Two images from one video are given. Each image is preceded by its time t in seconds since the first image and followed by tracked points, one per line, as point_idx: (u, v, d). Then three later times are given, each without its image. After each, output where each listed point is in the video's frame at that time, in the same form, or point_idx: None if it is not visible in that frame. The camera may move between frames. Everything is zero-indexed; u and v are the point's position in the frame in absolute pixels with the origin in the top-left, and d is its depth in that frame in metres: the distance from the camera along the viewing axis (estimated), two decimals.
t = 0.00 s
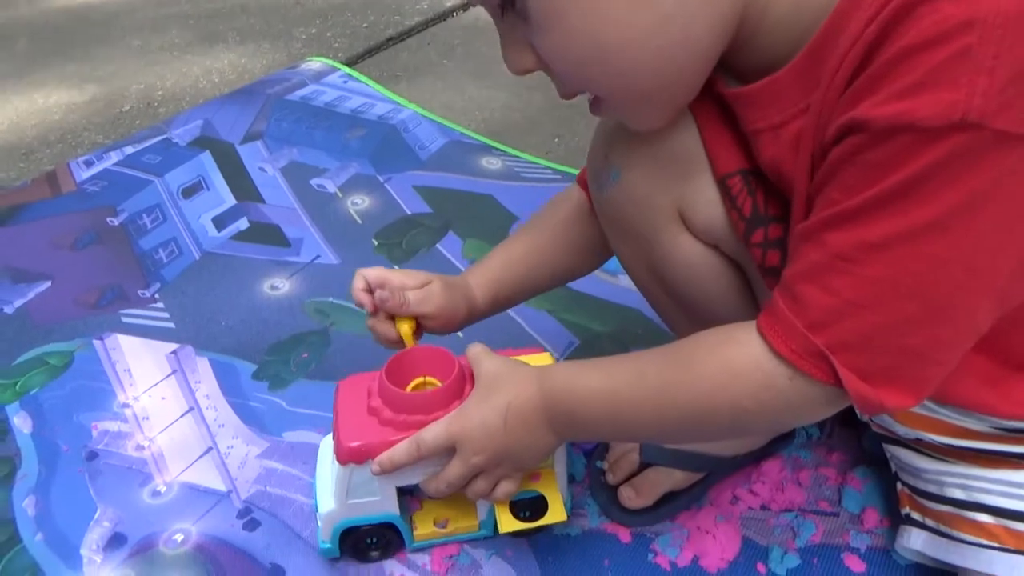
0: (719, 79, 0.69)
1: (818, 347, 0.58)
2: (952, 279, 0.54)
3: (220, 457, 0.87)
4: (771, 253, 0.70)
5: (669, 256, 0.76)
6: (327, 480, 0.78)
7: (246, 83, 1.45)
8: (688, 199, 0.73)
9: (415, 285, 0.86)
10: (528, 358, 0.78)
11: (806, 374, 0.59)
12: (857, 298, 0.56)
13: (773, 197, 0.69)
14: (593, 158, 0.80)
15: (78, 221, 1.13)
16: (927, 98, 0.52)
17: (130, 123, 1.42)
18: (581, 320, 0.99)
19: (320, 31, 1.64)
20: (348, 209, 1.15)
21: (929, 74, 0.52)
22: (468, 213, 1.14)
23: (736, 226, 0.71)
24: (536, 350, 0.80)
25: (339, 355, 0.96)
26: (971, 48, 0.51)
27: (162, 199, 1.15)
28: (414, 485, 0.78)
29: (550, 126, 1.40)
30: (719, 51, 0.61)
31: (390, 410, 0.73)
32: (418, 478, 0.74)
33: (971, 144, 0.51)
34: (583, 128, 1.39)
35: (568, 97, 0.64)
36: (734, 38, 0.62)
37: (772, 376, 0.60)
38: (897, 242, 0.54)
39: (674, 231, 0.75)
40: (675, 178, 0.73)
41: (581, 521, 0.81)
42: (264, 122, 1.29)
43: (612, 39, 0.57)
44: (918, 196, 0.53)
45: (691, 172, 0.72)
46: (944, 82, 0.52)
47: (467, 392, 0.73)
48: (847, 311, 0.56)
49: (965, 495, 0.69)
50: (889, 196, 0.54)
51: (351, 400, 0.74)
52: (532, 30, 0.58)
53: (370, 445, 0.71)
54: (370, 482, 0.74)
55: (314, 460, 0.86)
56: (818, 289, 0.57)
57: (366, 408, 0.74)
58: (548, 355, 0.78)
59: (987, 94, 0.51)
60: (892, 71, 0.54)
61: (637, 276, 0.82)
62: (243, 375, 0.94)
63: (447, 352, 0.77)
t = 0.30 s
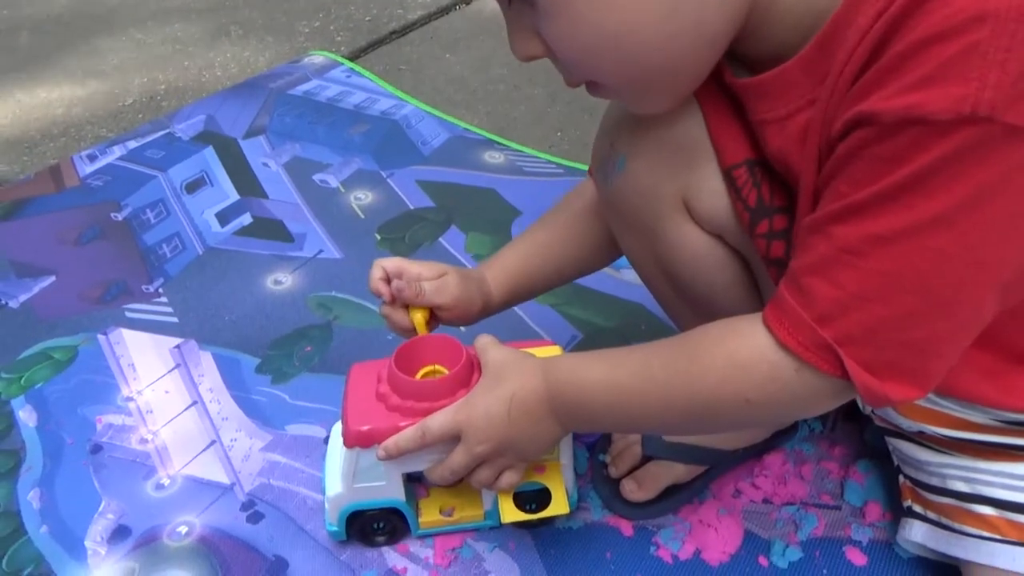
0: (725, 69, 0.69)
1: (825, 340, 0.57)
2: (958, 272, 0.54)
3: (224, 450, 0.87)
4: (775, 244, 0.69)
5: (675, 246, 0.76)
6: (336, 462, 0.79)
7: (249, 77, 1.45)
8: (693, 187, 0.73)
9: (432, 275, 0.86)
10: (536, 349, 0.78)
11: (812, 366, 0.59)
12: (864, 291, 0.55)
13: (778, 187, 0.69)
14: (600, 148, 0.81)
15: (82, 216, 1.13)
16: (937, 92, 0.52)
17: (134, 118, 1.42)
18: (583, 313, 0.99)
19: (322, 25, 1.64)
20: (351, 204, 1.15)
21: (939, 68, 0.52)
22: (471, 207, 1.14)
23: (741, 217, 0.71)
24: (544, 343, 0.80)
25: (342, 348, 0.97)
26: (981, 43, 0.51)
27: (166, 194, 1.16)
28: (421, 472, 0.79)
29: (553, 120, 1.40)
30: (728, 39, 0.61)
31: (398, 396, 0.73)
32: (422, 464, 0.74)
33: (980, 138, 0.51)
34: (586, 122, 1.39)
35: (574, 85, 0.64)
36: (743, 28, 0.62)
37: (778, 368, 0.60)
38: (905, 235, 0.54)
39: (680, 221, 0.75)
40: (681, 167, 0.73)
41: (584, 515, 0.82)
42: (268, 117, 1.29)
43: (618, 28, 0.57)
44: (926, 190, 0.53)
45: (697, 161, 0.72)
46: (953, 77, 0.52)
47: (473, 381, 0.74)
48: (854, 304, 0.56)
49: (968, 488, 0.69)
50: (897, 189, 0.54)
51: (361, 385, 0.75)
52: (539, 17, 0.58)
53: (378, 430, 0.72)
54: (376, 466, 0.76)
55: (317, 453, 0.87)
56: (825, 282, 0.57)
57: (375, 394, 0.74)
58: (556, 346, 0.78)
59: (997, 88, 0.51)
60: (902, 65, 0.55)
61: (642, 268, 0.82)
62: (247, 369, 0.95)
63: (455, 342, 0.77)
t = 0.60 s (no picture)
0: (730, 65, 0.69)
1: (830, 342, 0.57)
2: (963, 275, 0.54)
3: (225, 446, 0.87)
4: (777, 240, 0.69)
5: (679, 241, 0.76)
6: (337, 459, 0.79)
7: (250, 73, 1.45)
8: (697, 182, 0.73)
9: (435, 274, 0.86)
10: (536, 345, 0.78)
11: (816, 367, 0.59)
12: (869, 293, 0.55)
13: (782, 184, 0.69)
14: (604, 143, 0.81)
15: (83, 212, 1.13)
16: (945, 95, 0.52)
17: (135, 114, 1.42)
18: (584, 309, 0.99)
19: (324, 20, 1.63)
20: (352, 200, 1.15)
21: (946, 72, 0.52)
22: (472, 203, 1.14)
23: (745, 213, 0.71)
24: (545, 338, 0.80)
25: (344, 345, 0.97)
26: (988, 47, 0.51)
27: (167, 190, 1.16)
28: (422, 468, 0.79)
29: (554, 116, 1.40)
30: (732, 36, 0.61)
31: (398, 393, 0.73)
32: (425, 460, 0.75)
33: (988, 142, 0.51)
34: (588, 118, 1.39)
35: (579, 78, 0.64)
36: (750, 23, 0.62)
37: (782, 368, 0.60)
38: (910, 238, 0.54)
39: (684, 216, 0.75)
40: (686, 161, 0.73)
41: (585, 510, 0.82)
42: (269, 113, 1.29)
43: (621, 22, 0.57)
44: (933, 193, 0.53)
45: (701, 156, 0.73)
46: (960, 80, 0.52)
47: (474, 376, 0.74)
48: (859, 306, 0.56)
49: (968, 483, 0.69)
50: (903, 192, 0.54)
51: (362, 382, 0.75)
52: (543, 11, 0.58)
53: (379, 426, 0.72)
54: (376, 462, 0.76)
55: (318, 449, 0.87)
56: (831, 285, 0.57)
57: (376, 390, 0.75)
58: (557, 342, 0.78)
59: (1004, 92, 0.51)
60: (909, 67, 0.54)
61: (645, 264, 0.82)
62: (248, 365, 0.95)
63: (456, 337, 0.77)
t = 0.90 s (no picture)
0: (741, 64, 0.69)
1: (838, 343, 0.57)
2: (975, 279, 0.53)
3: (227, 444, 0.87)
4: (786, 236, 0.69)
5: (686, 239, 0.76)
6: (339, 457, 0.79)
7: (252, 71, 1.45)
8: (705, 179, 0.73)
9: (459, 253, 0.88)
10: (539, 343, 0.78)
11: (824, 369, 0.59)
12: (879, 295, 0.55)
13: (791, 179, 0.69)
14: (610, 137, 0.80)
15: (86, 210, 1.13)
16: (959, 97, 0.52)
17: (136, 112, 1.42)
18: (585, 307, 0.99)
19: (325, 18, 1.63)
20: (354, 198, 1.15)
21: (960, 74, 0.52)
22: (474, 201, 1.14)
23: (752, 207, 0.71)
24: (548, 336, 0.80)
25: (346, 343, 0.97)
26: (1004, 49, 0.51)
27: (169, 188, 1.16)
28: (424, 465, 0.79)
29: (556, 114, 1.39)
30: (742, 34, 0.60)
31: (400, 390, 0.73)
32: (428, 455, 0.75)
33: (1003, 145, 0.51)
34: (589, 115, 1.39)
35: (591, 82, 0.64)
36: (760, 23, 0.61)
37: (788, 370, 0.60)
38: (922, 241, 0.54)
39: (690, 211, 0.75)
40: (693, 156, 0.73)
41: (588, 508, 0.82)
42: (270, 111, 1.29)
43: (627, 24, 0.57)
44: (945, 196, 0.53)
45: (708, 150, 0.72)
46: (976, 83, 0.52)
47: (477, 373, 0.74)
48: (869, 308, 0.56)
49: (975, 478, 0.69)
50: (915, 194, 0.54)
51: (364, 380, 0.75)
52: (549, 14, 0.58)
53: (381, 423, 0.72)
54: (379, 460, 0.76)
55: (321, 447, 0.87)
56: (840, 286, 0.57)
57: (378, 388, 0.75)
58: (559, 340, 0.78)
59: (1019, 95, 0.50)
60: (923, 69, 0.54)
61: (652, 262, 0.82)
62: (250, 364, 0.95)
63: (458, 335, 0.77)
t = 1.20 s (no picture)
0: (750, 57, 0.69)
1: (837, 338, 0.57)
2: (978, 276, 0.53)
3: (227, 442, 0.87)
4: (789, 226, 0.69)
5: (688, 225, 0.76)
6: (339, 454, 0.79)
7: (251, 68, 1.44)
8: (708, 163, 0.73)
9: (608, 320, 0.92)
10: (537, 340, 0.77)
11: (822, 364, 0.58)
12: (880, 291, 0.55)
13: (797, 168, 0.69)
14: (616, 125, 0.80)
15: (85, 207, 1.13)
16: (968, 93, 0.52)
17: (134, 109, 1.42)
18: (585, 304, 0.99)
19: (324, 15, 1.63)
20: (353, 195, 1.15)
21: (970, 70, 0.52)
22: (474, 199, 1.13)
23: (756, 196, 0.71)
24: (547, 333, 0.80)
25: (346, 341, 0.96)
26: (1016, 45, 0.51)
27: (168, 185, 1.16)
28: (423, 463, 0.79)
29: (555, 111, 1.39)
30: (750, 28, 0.60)
31: (400, 388, 0.73)
32: (427, 454, 0.75)
33: (1011, 142, 0.51)
34: (589, 112, 1.39)
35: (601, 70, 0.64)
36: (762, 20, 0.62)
37: (788, 366, 0.60)
38: (926, 237, 0.54)
39: (693, 199, 0.75)
40: (698, 144, 0.73)
41: (587, 505, 0.82)
42: (269, 108, 1.29)
43: (631, 20, 0.57)
44: (951, 191, 0.53)
45: (714, 138, 0.72)
46: (985, 79, 0.51)
47: (475, 371, 0.74)
48: (870, 303, 0.56)
49: (974, 475, 0.69)
50: (921, 189, 0.54)
51: (363, 377, 0.75)
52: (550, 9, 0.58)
53: (380, 421, 0.72)
54: (379, 458, 0.75)
55: (320, 445, 0.87)
56: (842, 281, 0.56)
57: (377, 385, 0.74)
58: (557, 337, 0.78)
59: None
60: (933, 64, 0.54)
61: (654, 255, 0.81)
62: (249, 361, 0.95)
63: (457, 332, 0.77)
